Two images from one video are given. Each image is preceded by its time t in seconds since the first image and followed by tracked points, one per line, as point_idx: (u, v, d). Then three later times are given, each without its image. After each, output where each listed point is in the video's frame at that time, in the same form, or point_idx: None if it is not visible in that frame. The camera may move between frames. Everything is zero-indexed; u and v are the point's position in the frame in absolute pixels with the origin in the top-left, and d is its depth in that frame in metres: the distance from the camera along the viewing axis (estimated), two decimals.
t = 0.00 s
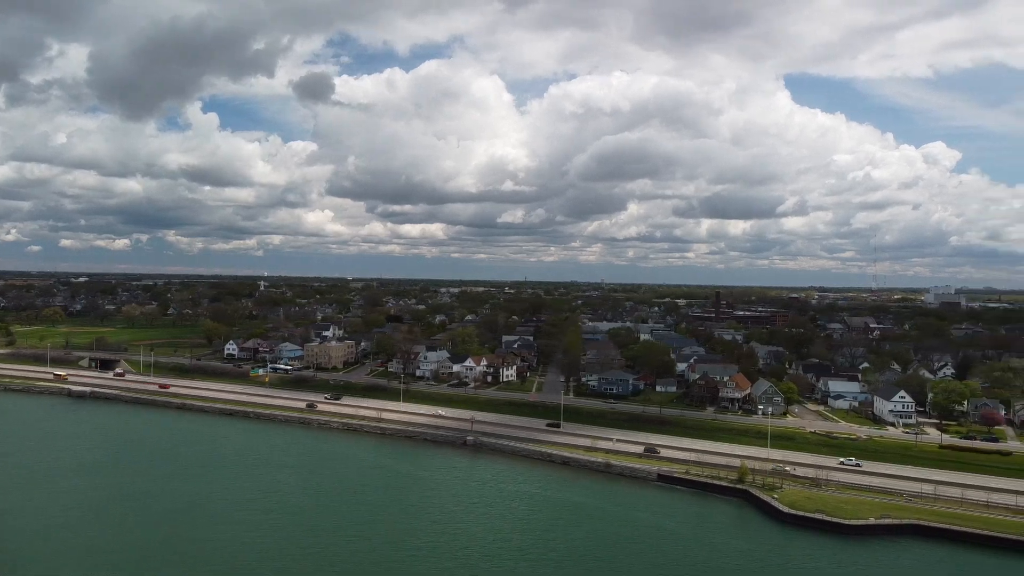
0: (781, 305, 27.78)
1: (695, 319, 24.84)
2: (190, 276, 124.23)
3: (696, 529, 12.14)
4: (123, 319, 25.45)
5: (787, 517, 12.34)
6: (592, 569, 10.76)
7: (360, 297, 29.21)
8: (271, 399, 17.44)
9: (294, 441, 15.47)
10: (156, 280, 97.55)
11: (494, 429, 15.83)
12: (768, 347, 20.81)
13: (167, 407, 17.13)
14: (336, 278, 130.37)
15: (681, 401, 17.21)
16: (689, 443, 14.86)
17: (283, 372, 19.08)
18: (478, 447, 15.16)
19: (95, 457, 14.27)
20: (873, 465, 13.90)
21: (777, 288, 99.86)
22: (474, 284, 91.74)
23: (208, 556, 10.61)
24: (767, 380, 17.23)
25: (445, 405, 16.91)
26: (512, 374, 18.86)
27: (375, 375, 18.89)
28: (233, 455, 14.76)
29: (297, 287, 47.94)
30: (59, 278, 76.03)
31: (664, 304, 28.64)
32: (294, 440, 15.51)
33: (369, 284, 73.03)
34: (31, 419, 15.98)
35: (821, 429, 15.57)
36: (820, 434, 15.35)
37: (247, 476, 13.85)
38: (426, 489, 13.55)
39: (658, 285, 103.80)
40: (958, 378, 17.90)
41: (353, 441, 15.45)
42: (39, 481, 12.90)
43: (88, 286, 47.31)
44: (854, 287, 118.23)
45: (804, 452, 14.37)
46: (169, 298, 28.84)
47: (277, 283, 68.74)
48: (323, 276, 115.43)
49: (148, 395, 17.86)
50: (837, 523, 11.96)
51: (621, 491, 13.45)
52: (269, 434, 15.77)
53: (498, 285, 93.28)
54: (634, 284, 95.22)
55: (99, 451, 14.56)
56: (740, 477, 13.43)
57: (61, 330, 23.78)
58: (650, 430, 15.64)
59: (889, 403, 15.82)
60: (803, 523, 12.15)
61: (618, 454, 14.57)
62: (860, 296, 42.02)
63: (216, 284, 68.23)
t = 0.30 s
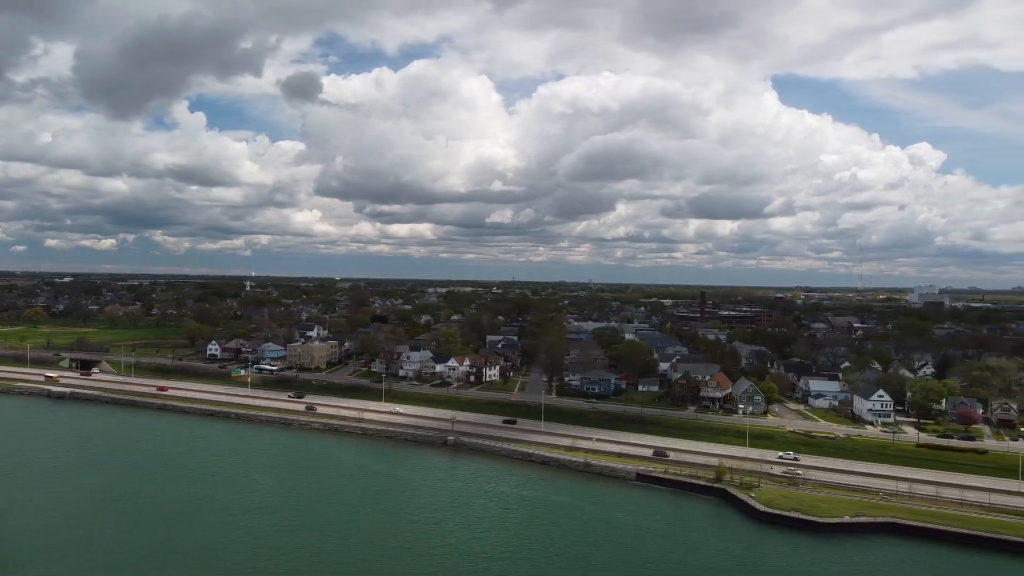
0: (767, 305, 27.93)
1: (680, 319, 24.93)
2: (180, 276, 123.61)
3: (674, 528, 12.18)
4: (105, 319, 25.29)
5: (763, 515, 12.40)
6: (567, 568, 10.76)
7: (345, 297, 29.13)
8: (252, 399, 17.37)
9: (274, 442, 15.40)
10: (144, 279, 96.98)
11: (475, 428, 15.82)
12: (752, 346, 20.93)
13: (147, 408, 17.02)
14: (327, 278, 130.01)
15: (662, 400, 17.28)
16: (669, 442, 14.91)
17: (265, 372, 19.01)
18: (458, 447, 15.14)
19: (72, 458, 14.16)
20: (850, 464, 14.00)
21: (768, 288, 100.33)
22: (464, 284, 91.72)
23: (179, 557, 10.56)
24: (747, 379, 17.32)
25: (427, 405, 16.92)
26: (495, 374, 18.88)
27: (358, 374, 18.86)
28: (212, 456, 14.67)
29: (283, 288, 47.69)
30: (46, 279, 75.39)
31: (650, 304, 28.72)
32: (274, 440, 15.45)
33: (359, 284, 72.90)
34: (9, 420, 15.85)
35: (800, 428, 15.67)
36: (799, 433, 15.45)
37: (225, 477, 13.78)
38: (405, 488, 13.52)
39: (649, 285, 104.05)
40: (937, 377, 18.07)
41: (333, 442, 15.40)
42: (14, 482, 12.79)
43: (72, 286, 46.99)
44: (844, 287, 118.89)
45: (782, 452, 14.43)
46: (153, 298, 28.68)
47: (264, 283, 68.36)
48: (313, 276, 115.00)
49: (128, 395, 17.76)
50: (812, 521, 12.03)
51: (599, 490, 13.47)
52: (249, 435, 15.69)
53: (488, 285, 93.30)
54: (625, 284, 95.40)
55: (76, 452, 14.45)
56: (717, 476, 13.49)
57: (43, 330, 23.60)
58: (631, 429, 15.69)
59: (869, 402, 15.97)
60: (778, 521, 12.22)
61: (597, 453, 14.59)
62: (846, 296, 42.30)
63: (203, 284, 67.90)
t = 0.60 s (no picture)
0: (753, 305, 28.06)
1: (666, 319, 25.02)
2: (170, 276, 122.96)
3: (652, 527, 12.21)
4: (89, 319, 25.16)
5: (740, 514, 12.46)
6: (544, 568, 10.77)
7: (332, 297, 29.06)
8: (234, 400, 17.31)
9: (255, 442, 15.33)
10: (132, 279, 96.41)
11: (457, 428, 15.81)
12: (736, 346, 21.05)
13: (127, 408, 16.93)
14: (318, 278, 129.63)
15: (644, 399, 17.34)
16: (650, 441, 14.96)
17: (248, 372, 18.95)
18: (439, 447, 15.13)
19: (50, 459, 14.07)
20: (828, 463, 14.10)
21: (759, 288, 100.64)
22: (455, 284, 91.66)
23: (154, 557, 10.51)
24: (729, 378, 17.41)
25: (409, 404, 16.91)
26: (479, 374, 18.90)
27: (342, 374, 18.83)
28: (191, 458, 14.60)
29: (270, 288, 47.45)
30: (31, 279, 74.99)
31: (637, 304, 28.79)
32: (254, 441, 15.37)
33: (349, 284, 72.71)
34: None
35: (781, 427, 15.78)
36: (780, 432, 15.55)
37: (204, 478, 13.71)
38: (385, 489, 13.49)
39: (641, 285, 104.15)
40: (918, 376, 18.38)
41: (314, 442, 15.35)
42: None
43: (56, 286, 46.66)
44: (835, 287, 119.24)
45: (761, 450, 14.50)
46: (138, 298, 28.54)
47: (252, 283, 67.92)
48: (305, 276, 114.71)
49: (109, 396, 17.66)
50: (788, 520, 12.11)
51: (578, 489, 13.49)
52: (229, 436, 15.62)
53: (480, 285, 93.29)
54: (617, 284, 95.46)
55: (55, 453, 14.36)
56: (696, 475, 13.54)
57: (25, 330, 23.46)
58: (612, 428, 15.72)
59: (848, 401, 16.14)
60: (755, 520, 12.28)
61: (578, 453, 14.61)
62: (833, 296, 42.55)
63: (192, 284, 67.58)
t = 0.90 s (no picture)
0: (738, 305, 28.22)
1: (650, 318, 25.12)
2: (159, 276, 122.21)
3: (628, 526, 12.24)
4: (71, 319, 25.00)
5: (716, 512, 12.52)
6: (517, 567, 10.78)
7: (318, 297, 28.97)
8: (214, 400, 17.25)
9: (235, 443, 15.27)
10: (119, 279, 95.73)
11: (438, 427, 15.82)
12: (718, 345, 21.20)
13: (106, 409, 16.82)
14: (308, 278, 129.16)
15: (625, 398, 17.43)
16: (629, 441, 15.02)
17: (229, 373, 18.88)
18: (419, 446, 15.11)
19: (26, 459, 13.97)
20: (805, 462, 14.20)
21: (749, 288, 100.90)
22: (445, 284, 91.53)
23: (127, 557, 10.45)
24: (710, 377, 17.54)
25: (391, 404, 16.90)
26: (461, 374, 18.92)
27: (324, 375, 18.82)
28: (169, 459, 14.53)
29: (256, 288, 47.12)
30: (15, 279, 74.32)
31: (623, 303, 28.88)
32: (233, 442, 15.31)
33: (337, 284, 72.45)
34: None
35: (760, 426, 15.92)
36: (758, 431, 15.67)
37: (180, 478, 13.64)
38: (363, 489, 13.45)
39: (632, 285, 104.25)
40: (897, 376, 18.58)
41: (294, 442, 15.30)
42: None
43: (39, 286, 46.26)
44: (824, 287, 119.91)
45: (740, 449, 14.60)
46: (122, 298, 28.38)
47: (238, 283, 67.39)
48: (296, 277, 114.07)
49: (88, 396, 17.56)
50: (763, 518, 12.18)
51: (557, 488, 13.52)
52: (208, 437, 15.55)
53: (470, 285, 93.25)
54: (608, 284, 95.50)
55: (32, 453, 14.26)
56: (673, 474, 13.61)
57: (6, 331, 23.30)
58: (592, 427, 15.77)
59: (827, 400, 16.38)
60: (731, 518, 12.35)
61: (557, 452, 14.64)
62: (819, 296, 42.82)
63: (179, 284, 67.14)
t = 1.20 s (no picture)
0: (717, 304, 28.43)
1: (629, 318, 25.23)
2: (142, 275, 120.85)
3: (599, 525, 12.28)
4: (45, 319, 24.70)
5: (687, 510, 12.59)
6: (485, 567, 10.75)
7: (298, 297, 28.80)
8: (188, 400, 17.10)
9: (207, 443, 15.13)
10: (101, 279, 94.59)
11: (412, 427, 15.78)
12: (695, 344, 21.34)
13: (78, 410, 16.62)
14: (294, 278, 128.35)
15: (601, 397, 17.51)
16: (603, 440, 15.07)
17: (203, 373, 18.74)
18: (393, 446, 15.06)
19: None
20: (777, 460, 14.33)
21: (735, 288, 101.36)
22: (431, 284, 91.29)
23: (89, 556, 10.40)
24: (685, 377, 17.67)
25: (367, 404, 16.84)
26: (438, 373, 18.92)
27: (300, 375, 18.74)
28: (140, 459, 14.39)
29: (236, 288, 45.75)
30: None
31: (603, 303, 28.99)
32: (207, 443, 15.15)
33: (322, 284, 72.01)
34: None
35: (733, 424, 16.05)
36: (732, 430, 15.80)
37: (152, 478, 13.53)
38: (335, 490, 13.39)
39: (619, 285, 104.48)
40: (871, 374, 18.78)
41: (267, 442, 15.18)
42: None
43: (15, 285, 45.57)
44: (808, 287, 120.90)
45: (713, 448, 14.72)
46: (98, 298, 28.08)
47: (217, 284, 66.23)
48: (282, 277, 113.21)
49: (60, 397, 17.35)
50: (733, 516, 12.27)
51: (530, 487, 13.53)
52: (181, 438, 15.40)
53: (456, 285, 93.12)
54: (594, 284, 95.58)
55: None
56: (646, 473, 13.67)
57: None
58: (567, 426, 15.82)
59: (800, 398, 16.58)
60: (701, 516, 12.43)
61: (531, 451, 14.65)
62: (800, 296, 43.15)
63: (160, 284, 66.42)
